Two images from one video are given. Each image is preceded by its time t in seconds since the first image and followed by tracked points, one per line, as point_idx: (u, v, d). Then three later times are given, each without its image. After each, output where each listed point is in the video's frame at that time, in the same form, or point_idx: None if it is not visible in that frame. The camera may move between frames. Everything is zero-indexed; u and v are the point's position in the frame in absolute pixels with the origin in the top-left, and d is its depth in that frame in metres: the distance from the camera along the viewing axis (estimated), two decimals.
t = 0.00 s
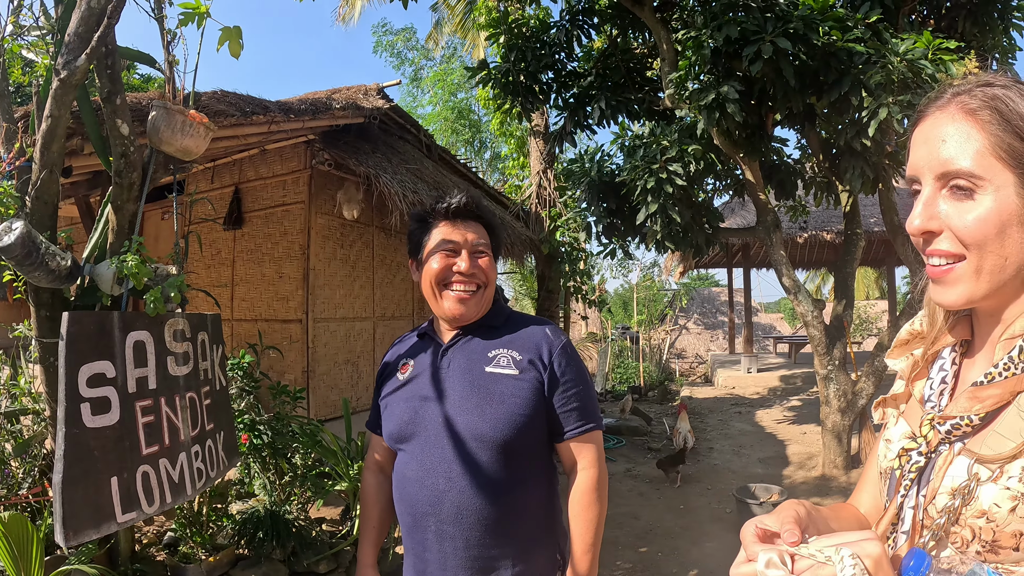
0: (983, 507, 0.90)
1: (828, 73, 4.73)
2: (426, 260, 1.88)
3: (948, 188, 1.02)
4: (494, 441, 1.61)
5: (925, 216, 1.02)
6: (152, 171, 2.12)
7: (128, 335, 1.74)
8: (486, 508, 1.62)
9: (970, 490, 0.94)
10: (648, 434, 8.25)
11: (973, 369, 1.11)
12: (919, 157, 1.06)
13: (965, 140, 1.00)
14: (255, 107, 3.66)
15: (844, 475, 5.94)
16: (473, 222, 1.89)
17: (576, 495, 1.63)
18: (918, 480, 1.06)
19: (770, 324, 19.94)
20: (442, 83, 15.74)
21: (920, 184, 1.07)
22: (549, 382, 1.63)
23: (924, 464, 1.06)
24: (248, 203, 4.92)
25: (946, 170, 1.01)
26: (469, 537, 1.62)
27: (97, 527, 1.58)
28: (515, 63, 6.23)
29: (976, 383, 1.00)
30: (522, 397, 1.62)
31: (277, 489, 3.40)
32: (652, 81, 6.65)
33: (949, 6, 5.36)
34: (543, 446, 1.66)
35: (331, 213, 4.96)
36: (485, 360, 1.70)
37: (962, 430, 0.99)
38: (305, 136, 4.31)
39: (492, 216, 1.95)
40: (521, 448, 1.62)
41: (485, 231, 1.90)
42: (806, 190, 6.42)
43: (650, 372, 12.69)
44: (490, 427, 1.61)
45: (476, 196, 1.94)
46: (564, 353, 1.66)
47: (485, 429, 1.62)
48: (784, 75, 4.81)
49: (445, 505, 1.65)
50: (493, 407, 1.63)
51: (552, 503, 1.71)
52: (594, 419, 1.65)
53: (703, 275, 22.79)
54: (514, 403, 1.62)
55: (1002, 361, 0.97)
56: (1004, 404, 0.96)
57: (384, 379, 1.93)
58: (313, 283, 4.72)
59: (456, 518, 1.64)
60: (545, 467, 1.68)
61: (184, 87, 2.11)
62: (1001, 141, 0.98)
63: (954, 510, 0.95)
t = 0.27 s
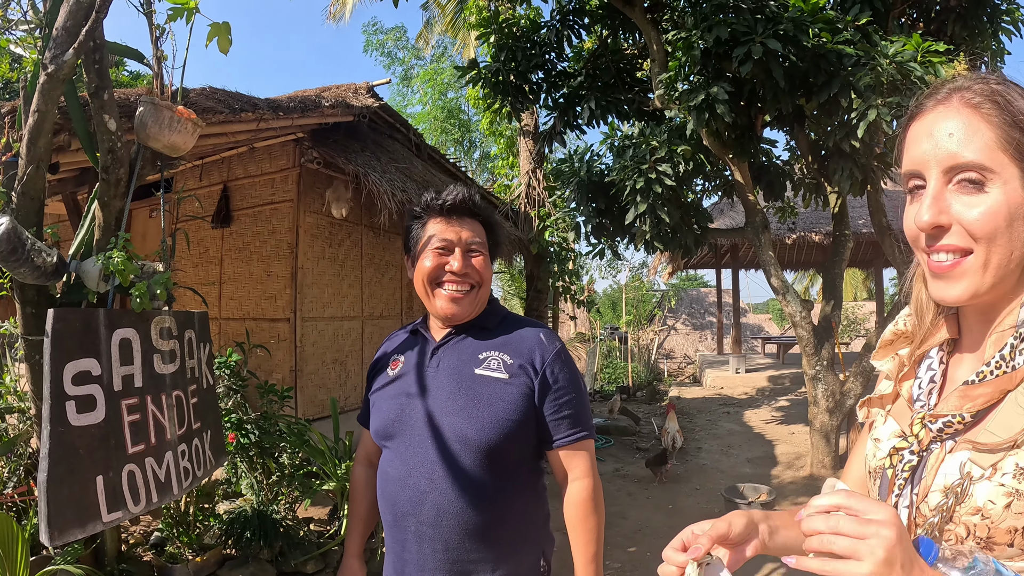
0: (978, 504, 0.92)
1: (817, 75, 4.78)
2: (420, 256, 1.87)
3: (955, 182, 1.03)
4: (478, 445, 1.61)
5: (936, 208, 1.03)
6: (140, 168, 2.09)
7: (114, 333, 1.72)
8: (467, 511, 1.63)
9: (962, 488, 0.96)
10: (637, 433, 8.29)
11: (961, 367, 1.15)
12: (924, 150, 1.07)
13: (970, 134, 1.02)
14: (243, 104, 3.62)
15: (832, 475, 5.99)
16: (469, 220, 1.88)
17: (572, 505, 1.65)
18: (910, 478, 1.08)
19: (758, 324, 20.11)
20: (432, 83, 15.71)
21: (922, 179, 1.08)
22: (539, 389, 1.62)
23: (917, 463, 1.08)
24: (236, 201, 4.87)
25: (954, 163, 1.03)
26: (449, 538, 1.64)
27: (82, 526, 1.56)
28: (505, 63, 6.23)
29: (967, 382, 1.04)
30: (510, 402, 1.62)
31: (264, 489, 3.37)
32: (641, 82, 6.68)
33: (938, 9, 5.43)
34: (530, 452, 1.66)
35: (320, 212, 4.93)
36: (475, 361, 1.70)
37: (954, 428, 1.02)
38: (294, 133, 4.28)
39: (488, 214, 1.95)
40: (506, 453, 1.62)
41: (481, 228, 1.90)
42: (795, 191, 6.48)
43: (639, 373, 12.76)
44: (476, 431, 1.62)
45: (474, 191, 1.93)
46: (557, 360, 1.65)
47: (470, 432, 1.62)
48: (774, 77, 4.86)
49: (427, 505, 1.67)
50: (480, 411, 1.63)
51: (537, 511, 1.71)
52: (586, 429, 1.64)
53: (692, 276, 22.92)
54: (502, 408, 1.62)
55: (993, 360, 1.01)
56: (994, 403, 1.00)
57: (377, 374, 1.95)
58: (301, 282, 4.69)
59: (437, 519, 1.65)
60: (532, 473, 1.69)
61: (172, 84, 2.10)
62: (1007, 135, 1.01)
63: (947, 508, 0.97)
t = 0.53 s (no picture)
0: (968, 495, 0.95)
1: (805, 76, 4.83)
2: (410, 256, 1.87)
3: (962, 179, 1.05)
4: (470, 444, 1.62)
5: (949, 205, 1.03)
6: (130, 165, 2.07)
7: (103, 330, 1.70)
8: (458, 511, 1.63)
9: (953, 480, 0.98)
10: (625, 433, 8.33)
11: (947, 364, 1.18)
12: (931, 148, 1.08)
13: (975, 134, 1.05)
14: (233, 102, 3.59)
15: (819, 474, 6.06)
16: (459, 218, 1.87)
17: (559, 507, 1.66)
18: (901, 472, 1.09)
19: (745, 325, 20.28)
20: (421, 82, 15.67)
21: (926, 177, 1.09)
22: (531, 389, 1.63)
23: (908, 456, 1.09)
24: (225, 199, 4.83)
25: (963, 161, 1.05)
26: (439, 538, 1.64)
27: (72, 525, 1.54)
28: (495, 63, 6.23)
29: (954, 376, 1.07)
30: (502, 403, 1.62)
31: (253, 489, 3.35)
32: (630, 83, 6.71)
33: (926, 13, 5.50)
34: (521, 453, 1.67)
35: (308, 211, 4.90)
36: (468, 361, 1.70)
37: (944, 420, 1.04)
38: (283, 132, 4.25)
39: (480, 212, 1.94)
40: (497, 454, 1.63)
41: (475, 226, 1.91)
42: (783, 192, 6.54)
43: (626, 372, 12.82)
44: (468, 431, 1.62)
45: (462, 189, 1.93)
46: (550, 361, 1.65)
47: (462, 432, 1.63)
48: (762, 78, 4.91)
49: (418, 505, 1.67)
50: (471, 411, 1.64)
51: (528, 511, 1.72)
52: (577, 430, 1.64)
53: (680, 276, 23.06)
54: (494, 408, 1.62)
55: (980, 354, 1.05)
56: (981, 396, 1.02)
57: (369, 372, 1.94)
58: (290, 281, 4.66)
59: (428, 519, 1.65)
60: (523, 473, 1.69)
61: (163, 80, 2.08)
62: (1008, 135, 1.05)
63: (938, 500, 0.99)
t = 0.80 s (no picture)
0: (962, 486, 0.97)
1: (794, 78, 4.87)
2: (402, 251, 1.87)
3: (949, 177, 1.07)
4: (465, 444, 1.62)
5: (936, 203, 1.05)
6: (120, 163, 2.05)
7: (93, 329, 1.68)
8: (454, 511, 1.63)
9: (946, 472, 1.00)
10: (614, 433, 8.36)
11: (938, 359, 1.20)
12: (919, 148, 1.09)
13: (961, 133, 1.07)
14: (223, 100, 3.57)
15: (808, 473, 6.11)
16: (451, 214, 1.88)
17: (548, 508, 1.65)
18: (895, 465, 1.10)
19: (734, 325, 20.42)
20: (410, 82, 15.63)
21: (913, 176, 1.11)
22: (526, 388, 1.63)
23: (902, 449, 1.10)
24: (214, 199, 4.79)
25: (949, 159, 1.07)
26: (435, 538, 1.64)
27: (61, 526, 1.52)
28: (485, 63, 6.24)
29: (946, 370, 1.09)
30: (497, 402, 1.62)
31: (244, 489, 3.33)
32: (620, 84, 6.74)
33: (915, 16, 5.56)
34: (516, 452, 1.67)
35: (298, 211, 4.88)
36: (462, 361, 1.70)
37: (937, 412, 1.06)
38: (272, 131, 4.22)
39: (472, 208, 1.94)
40: (492, 453, 1.63)
41: (466, 223, 1.91)
42: (771, 193, 6.59)
43: (616, 373, 12.86)
44: (463, 431, 1.62)
45: (452, 186, 1.93)
46: (544, 360, 1.66)
47: (458, 431, 1.63)
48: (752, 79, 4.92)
49: (414, 505, 1.66)
50: (467, 411, 1.64)
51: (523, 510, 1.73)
52: (571, 429, 1.65)
53: (668, 277, 23.17)
54: (489, 408, 1.62)
55: (971, 349, 1.08)
56: (972, 389, 1.05)
57: (363, 372, 1.93)
58: (280, 281, 4.64)
59: (424, 519, 1.65)
60: (518, 472, 1.70)
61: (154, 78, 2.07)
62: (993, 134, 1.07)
63: (932, 492, 1.01)
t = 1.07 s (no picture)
0: (959, 481, 0.98)
1: (784, 81, 4.91)
2: (393, 254, 1.88)
3: (912, 190, 1.09)
4: (463, 444, 1.62)
5: (897, 218, 1.09)
6: (111, 162, 2.03)
7: (84, 329, 1.66)
8: (451, 512, 1.63)
9: (944, 468, 1.02)
10: (605, 434, 8.38)
11: (935, 357, 1.20)
12: (883, 163, 1.13)
13: (923, 144, 1.08)
14: (215, 100, 3.55)
15: (799, 473, 6.16)
16: (438, 216, 1.87)
17: (549, 506, 1.66)
18: (892, 461, 1.11)
19: (723, 326, 20.55)
20: (401, 83, 15.60)
21: (884, 188, 1.14)
22: (523, 389, 1.64)
23: (899, 445, 1.11)
24: (204, 199, 4.75)
25: (910, 173, 1.09)
26: (432, 538, 1.64)
27: (52, 528, 1.51)
28: (476, 64, 6.24)
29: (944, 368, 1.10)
30: (495, 402, 1.63)
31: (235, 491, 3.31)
32: (611, 86, 6.76)
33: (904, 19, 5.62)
34: (512, 453, 1.68)
35: (289, 211, 4.85)
36: (459, 361, 1.70)
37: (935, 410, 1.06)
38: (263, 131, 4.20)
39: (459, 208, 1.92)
40: (490, 453, 1.63)
41: (455, 224, 1.89)
42: (761, 196, 6.64)
43: (606, 374, 12.90)
44: (461, 431, 1.63)
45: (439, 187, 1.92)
46: (541, 361, 1.67)
47: (455, 432, 1.63)
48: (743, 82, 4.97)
49: (410, 505, 1.66)
50: (465, 411, 1.64)
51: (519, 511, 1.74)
52: (568, 429, 1.66)
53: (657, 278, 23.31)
54: (486, 408, 1.63)
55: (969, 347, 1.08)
56: (970, 387, 1.06)
57: (357, 372, 1.92)
58: (270, 282, 4.61)
59: (421, 520, 1.65)
60: (515, 473, 1.70)
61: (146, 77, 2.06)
62: (955, 144, 1.07)
63: (929, 487, 1.03)
